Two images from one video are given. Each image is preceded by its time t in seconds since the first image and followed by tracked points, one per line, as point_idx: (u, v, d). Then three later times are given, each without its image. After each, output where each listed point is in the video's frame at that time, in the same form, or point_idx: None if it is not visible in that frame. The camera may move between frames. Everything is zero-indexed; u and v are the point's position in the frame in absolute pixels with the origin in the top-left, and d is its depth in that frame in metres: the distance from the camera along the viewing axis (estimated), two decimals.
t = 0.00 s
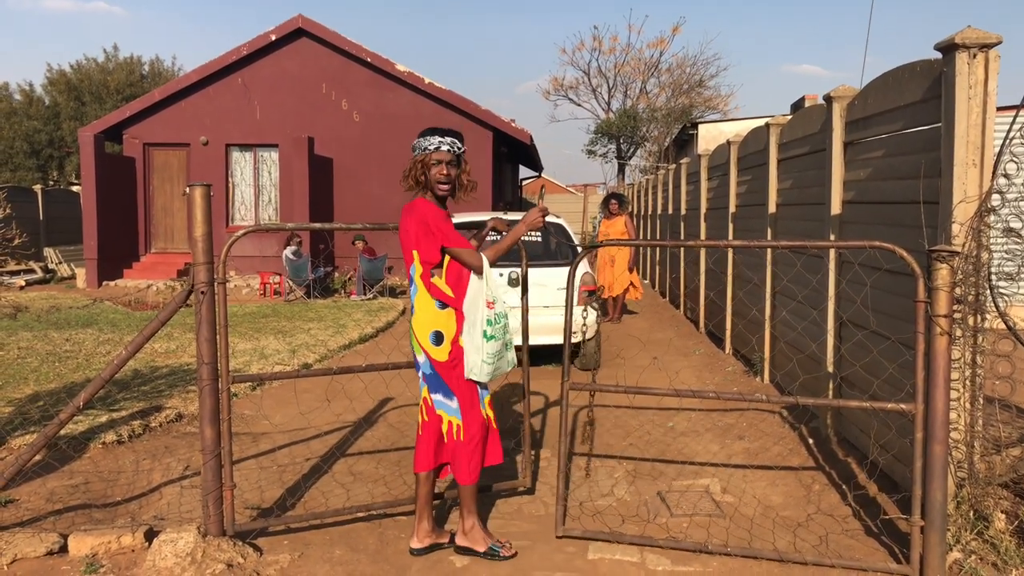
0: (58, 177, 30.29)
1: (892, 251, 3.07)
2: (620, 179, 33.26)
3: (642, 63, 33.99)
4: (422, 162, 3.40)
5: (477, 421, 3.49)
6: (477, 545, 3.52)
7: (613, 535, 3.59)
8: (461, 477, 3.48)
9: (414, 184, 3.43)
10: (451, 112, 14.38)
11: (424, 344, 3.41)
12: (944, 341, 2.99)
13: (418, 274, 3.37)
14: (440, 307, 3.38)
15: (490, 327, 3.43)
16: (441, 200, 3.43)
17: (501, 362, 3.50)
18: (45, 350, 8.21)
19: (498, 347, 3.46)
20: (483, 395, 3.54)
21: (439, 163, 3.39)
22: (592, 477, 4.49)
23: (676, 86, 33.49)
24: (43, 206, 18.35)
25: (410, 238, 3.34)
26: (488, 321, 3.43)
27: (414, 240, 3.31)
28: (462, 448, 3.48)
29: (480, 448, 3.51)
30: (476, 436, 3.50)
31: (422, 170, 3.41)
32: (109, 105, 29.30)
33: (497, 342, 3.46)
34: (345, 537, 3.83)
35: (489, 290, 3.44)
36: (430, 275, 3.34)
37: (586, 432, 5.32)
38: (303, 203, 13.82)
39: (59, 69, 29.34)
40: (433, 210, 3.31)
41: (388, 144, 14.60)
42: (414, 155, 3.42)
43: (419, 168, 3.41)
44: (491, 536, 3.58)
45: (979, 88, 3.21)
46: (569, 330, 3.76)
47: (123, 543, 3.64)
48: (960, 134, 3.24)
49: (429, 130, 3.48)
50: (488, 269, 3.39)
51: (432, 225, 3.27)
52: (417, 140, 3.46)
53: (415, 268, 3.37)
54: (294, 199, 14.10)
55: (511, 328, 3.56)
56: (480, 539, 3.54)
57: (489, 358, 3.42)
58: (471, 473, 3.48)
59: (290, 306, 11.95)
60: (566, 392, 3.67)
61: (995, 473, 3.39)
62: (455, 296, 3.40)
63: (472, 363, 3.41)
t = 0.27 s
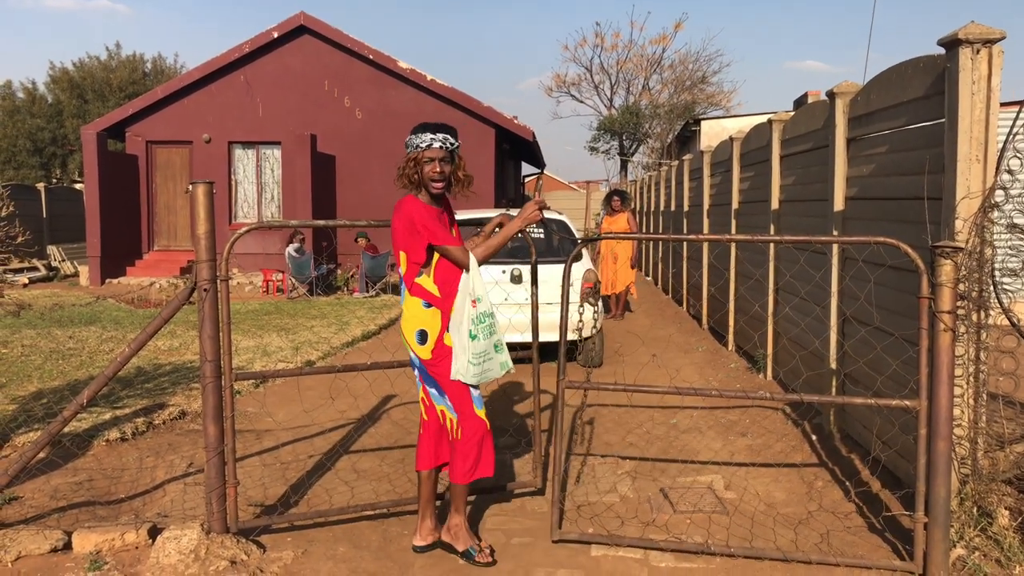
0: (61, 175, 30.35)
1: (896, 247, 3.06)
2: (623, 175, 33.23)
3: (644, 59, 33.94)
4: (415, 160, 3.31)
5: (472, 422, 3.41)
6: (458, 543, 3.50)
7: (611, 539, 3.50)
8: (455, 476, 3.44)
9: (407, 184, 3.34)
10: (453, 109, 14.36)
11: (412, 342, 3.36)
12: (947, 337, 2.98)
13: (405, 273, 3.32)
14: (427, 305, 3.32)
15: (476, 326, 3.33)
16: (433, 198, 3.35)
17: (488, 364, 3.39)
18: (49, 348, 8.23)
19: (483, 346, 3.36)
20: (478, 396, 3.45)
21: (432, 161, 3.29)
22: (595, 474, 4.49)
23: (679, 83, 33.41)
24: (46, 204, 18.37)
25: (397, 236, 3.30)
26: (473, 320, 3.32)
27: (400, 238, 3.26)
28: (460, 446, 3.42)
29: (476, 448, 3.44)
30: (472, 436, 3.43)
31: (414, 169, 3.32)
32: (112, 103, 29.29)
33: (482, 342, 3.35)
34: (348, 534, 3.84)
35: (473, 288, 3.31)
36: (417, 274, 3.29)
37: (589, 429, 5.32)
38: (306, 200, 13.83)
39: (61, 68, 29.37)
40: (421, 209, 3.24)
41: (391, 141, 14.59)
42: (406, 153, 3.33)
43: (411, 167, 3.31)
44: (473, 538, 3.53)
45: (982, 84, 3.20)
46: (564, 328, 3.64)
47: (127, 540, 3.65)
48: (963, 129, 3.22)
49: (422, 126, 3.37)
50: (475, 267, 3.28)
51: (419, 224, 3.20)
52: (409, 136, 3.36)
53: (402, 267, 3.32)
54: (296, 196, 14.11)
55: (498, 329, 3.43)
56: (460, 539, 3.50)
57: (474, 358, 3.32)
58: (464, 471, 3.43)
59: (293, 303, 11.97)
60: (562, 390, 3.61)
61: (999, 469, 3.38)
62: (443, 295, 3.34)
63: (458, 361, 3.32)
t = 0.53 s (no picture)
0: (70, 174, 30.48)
1: (906, 243, 3.05)
2: (630, 172, 33.18)
3: (651, 56, 33.86)
4: (419, 158, 3.20)
5: (447, 435, 3.29)
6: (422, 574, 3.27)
7: (617, 538, 3.48)
8: (424, 491, 3.29)
9: (411, 183, 3.22)
10: (459, 106, 14.36)
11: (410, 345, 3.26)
12: (956, 334, 2.96)
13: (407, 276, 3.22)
14: (429, 307, 3.23)
15: (475, 322, 3.23)
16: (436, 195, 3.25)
17: (481, 361, 3.27)
18: (58, 346, 8.27)
19: (479, 342, 3.25)
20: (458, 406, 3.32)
21: (437, 157, 3.19)
22: (602, 471, 4.49)
23: (686, 79, 33.28)
24: (55, 202, 18.46)
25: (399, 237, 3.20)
26: (471, 313, 3.22)
27: (401, 240, 3.16)
28: (434, 460, 3.29)
29: (451, 461, 3.30)
30: (447, 449, 3.30)
31: (419, 166, 3.21)
32: (119, 102, 29.36)
33: (477, 337, 3.25)
34: (356, 531, 3.87)
35: (475, 280, 3.23)
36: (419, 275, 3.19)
37: (596, 426, 5.31)
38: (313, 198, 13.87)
39: (70, 67, 29.51)
40: (423, 208, 3.15)
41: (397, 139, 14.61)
42: (410, 152, 3.21)
43: (416, 165, 3.20)
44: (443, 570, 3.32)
45: (991, 79, 3.18)
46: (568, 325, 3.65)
47: (137, 537, 3.68)
48: (972, 125, 3.21)
49: (420, 123, 3.27)
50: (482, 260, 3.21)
51: (423, 223, 3.11)
52: (409, 134, 3.24)
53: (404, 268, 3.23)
54: (303, 194, 14.13)
55: (497, 327, 3.33)
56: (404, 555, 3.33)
57: (468, 353, 3.21)
58: (435, 488, 3.29)
59: (301, 301, 12.02)
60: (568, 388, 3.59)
61: (1009, 466, 3.37)
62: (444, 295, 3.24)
63: (452, 357, 3.21)
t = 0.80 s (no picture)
0: (77, 170, 30.59)
1: (913, 238, 3.03)
2: (636, 168, 33.11)
3: (658, 52, 33.76)
4: (435, 154, 3.17)
5: (438, 442, 3.17)
6: None
7: (622, 534, 3.46)
8: (416, 499, 3.20)
9: (428, 181, 3.17)
10: (464, 102, 14.35)
11: (406, 348, 3.17)
12: (963, 330, 2.95)
13: (407, 277, 3.14)
14: (428, 309, 3.14)
15: (483, 319, 3.15)
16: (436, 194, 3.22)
17: (487, 360, 3.18)
18: (66, 341, 8.31)
19: (487, 341, 3.17)
20: (451, 411, 3.22)
21: (451, 150, 3.22)
22: (608, 467, 4.49)
23: (692, 75, 33.14)
24: (62, 198, 18.54)
25: (401, 238, 3.13)
26: (482, 311, 3.15)
27: (407, 240, 3.10)
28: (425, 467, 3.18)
29: (442, 469, 3.20)
30: (437, 455, 3.19)
31: (435, 162, 3.17)
32: (126, 98, 29.43)
33: (488, 336, 3.17)
34: (362, 527, 3.89)
35: (488, 277, 3.19)
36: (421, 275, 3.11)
37: (602, 422, 5.31)
38: (319, 194, 13.88)
39: (77, 63, 29.56)
40: (427, 207, 3.10)
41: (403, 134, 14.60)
42: (427, 149, 3.16)
43: (434, 161, 3.17)
44: None
45: (999, 74, 3.16)
46: (575, 321, 3.61)
47: (144, 532, 3.70)
48: (980, 120, 3.19)
49: (420, 120, 3.22)
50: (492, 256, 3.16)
51: (430, 221, 3.07)
52: (418, 132, 3.17)
53: (403, 269, 3.14)
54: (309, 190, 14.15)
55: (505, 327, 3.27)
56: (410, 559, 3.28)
57: (475, 352, 3.13)
58: (427, 497, 3.18)
59: (307, 297, 12.04)
60: (573, 384, 3.59)
61: (1015, 462, 3.36)
62: (446, 295, 3.16)
63: (457, 355, 3.12)
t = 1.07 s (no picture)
0: (77, 168, 30.58)
1: (913, 238, 3.05)
2: (636, 166, 33.10)
3: (658, 50, 33.74)
4: (413, 152, 3.15)
5: (442, 439, 3.20)
6: None
7: (624, 532, 3.47)
8: (422, 497, 3.19)
9: (409, 179, 3.17)
10: (465, 100, 14.35)
11: (408, 347, 3.14)
12: (963, 329, 2.96)
13: (409, 275, 3.10)
14: (431, 306, 3.12)
15: (494, 309, 3.16)
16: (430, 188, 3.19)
17: (503, 350, 3.19)
18: (68, 339, 8.33)
19: (501, 330, 3.19)
20: (455, 408, 3.25)
21: (431, 147, 3.15)
22: (609, 464, 4.51)
23: (693, 73, 33.05)
24: (62, 196, 18.55)
25: (405, 234, 3.08)
26: (493, 301, 3.16)
27: (413, 235, 3.06)
28: (429, 465, 3.18)
29: (445, 466, 3.21)
30: (440, 452, 3.20)
31: (414, 160, 3.16)
32: (126, 96, 29.42)
33: (502, 325, 3.18)
34: (365, 525, 3.91)
35: (495, 267, 3.18)
36: (426, 272, 3.09)
37: (603, 420, 5.33)
38: (319, 192, 13.89)
39: (77, 61, 29.53)
40: (426, 199, 3.08)
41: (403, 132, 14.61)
42: (403, 147, 3.16)
43: (412, 159, 3.15)
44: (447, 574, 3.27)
45: (1000, 74, 3.17)
46: (576, 319, 3.63)
47: (147, 529, 3.72)
48: (980, 119, 3.20)
49: (407, 118, 3.23)
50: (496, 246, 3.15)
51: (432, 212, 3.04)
52: (399, 131, 3.19)
53: (405, 267, 3.11)
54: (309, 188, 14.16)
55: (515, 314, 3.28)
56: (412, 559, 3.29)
57: (491, 342, 3.14)
58: (434, 495, 3.19)
59: (308, 295, 12.06)
60: (575, 382, 3.59)
61: (1015, 460, 3.38)
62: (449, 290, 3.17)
63: (471, 346, 3.14)
